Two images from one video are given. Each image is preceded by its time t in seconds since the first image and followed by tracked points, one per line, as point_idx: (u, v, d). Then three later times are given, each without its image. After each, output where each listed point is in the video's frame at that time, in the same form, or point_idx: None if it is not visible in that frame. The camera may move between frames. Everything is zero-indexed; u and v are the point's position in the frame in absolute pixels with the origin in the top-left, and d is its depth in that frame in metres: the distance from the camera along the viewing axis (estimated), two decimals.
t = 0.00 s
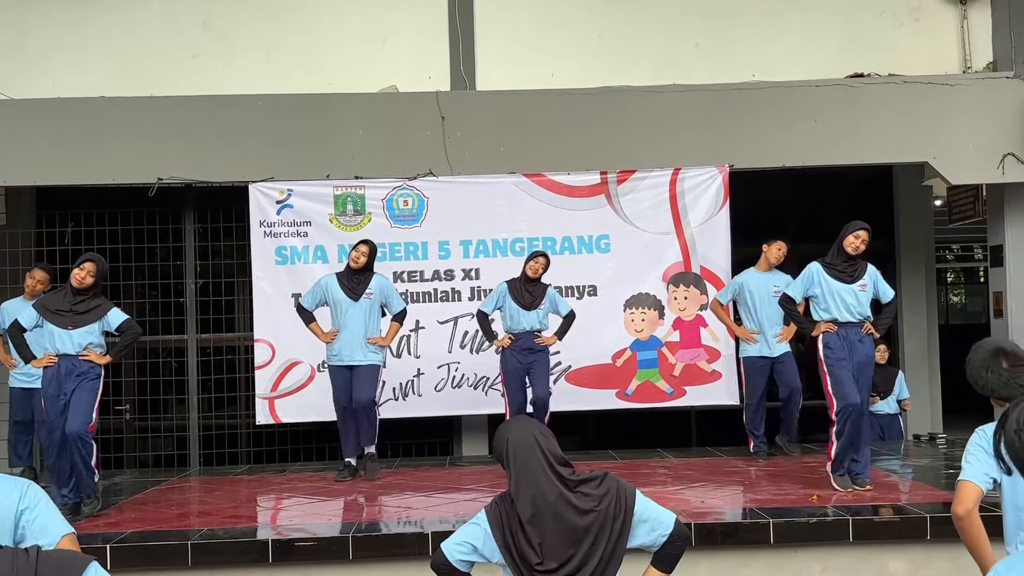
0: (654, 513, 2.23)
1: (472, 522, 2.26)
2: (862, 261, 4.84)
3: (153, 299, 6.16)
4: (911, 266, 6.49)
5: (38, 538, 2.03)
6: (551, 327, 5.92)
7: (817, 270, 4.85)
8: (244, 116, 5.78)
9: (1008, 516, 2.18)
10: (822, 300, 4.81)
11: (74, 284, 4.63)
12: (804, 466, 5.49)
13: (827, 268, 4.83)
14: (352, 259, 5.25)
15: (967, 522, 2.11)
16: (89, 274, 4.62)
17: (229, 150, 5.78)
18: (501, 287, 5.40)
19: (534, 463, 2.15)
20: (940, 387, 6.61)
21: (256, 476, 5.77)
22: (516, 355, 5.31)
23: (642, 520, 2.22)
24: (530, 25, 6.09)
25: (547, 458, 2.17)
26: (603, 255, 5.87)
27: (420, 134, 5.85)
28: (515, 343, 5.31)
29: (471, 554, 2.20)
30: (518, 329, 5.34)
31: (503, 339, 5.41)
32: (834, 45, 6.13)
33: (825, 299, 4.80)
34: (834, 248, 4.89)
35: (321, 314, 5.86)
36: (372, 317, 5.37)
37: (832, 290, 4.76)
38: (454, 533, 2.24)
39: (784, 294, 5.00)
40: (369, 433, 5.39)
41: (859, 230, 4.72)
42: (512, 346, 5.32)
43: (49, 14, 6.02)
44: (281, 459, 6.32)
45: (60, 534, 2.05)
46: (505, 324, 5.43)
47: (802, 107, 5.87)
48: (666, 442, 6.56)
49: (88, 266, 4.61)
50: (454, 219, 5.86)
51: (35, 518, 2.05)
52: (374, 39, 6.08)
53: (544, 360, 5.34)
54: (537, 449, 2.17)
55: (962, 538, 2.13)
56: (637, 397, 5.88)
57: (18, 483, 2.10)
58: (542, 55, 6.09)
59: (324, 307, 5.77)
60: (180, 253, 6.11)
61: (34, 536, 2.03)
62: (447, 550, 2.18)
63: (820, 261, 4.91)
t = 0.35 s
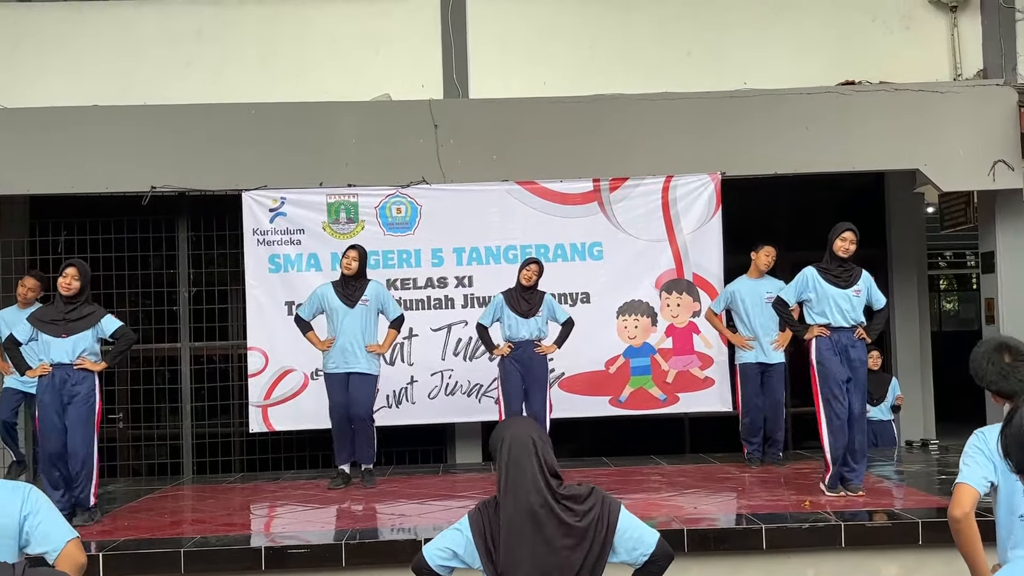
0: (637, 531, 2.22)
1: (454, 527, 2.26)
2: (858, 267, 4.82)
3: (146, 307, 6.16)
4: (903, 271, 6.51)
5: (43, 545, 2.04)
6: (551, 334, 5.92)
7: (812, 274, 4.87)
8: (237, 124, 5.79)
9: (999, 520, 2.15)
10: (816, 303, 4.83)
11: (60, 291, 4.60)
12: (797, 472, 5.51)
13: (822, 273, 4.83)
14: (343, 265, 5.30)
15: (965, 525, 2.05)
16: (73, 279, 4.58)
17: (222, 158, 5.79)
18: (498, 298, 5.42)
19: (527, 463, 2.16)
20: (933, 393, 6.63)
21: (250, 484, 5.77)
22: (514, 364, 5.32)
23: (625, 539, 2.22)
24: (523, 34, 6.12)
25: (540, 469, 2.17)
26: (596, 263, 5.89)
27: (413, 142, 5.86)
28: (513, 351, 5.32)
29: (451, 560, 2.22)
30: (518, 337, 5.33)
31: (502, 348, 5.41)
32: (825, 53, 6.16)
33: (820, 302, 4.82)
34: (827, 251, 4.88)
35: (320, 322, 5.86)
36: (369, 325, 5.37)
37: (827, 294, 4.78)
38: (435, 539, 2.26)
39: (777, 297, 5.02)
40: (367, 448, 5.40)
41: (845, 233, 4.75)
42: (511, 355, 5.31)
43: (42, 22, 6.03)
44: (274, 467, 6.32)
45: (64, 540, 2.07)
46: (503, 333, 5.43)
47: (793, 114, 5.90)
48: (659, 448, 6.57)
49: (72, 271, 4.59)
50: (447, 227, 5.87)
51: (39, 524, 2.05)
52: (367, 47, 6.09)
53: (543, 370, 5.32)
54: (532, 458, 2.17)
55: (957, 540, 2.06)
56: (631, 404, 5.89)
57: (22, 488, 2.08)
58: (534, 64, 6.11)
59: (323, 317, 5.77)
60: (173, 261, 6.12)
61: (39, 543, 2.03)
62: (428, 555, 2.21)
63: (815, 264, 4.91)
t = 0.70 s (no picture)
0: (620, 534, 2.22)
1: (437, 535, 2.23)
2: (848, 278, 4.83)
3: (140, 319, 6.16)
4: (896, 281, 6.53)
5: (51, 555, 2.03)
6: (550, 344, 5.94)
7: (805, 284, 4.85)
8: (231, 137, 5.80)
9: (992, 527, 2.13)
10: (807, 312, 4.82)
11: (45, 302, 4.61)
12: (791, 483, 5.51)
13: (814, 283, 4.83)
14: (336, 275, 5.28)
15: (954, 529, 2.04)
16: (55, 287, 4.58)
17: (216, 170, 5.80)
18: (495, 308, 5.42)
19: (531, 471, 2.14)
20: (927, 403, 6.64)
21: (243, 496, 5.75)
22: (511, 372, 5.29)
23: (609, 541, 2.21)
24: (516, 46, 6.14)
25: (528, 479, 2.15)
26: (590, 274, 5.90)
27: (407, 154, 5.87)
28: (510, 360, 5.30)
29: (435, 568, 2.18)
30: (516, 347, 5.33)
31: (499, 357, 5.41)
32: (817, 65, 6.19)
33: (812, 312, 4.81)
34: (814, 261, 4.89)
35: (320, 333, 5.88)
36: (366, 336, 5.36)
37: (819, 305, 4.78)
38: (418, 547, 2.22)
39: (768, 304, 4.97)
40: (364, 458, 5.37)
41: (823, 243, 4.76)
42: (508, 364, 5.30)
43: (36, 36, 6.04)
44: (268, 479, 6.30)
45: (74, 549, 2.06)
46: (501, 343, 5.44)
47: (786, 125, 5.92)
48: (654, 459, 6.57)
49: (53, 279, 4.58)
50: (440, 238, 5.88)
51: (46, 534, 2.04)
52: (360, 59, 6.11)
53: (542, 379, 5.33)
54: (521, 467, 2.14)
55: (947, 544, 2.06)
56: (625, 415, 5.89)
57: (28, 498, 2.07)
58: (527, 76, 6.13)
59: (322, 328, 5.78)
60: (166, 273, 6.12)
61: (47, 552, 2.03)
62: (411, 564, 2.17)
63: (807, 273, 4.90)
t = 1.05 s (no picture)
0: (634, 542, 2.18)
1: (452, 541, 2.19)
2: (849, 291, 4.82)
3: (137, 331, 6.16)
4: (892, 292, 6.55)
5: (26, 565, 2.10)
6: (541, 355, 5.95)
7: (804, 297, 4.88)
8: (229, 149, 5.82)
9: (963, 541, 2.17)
10: (806, 325, 4.83)
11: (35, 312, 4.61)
12: (789, 494, 5.50)
13: (814, 296, 4.84)
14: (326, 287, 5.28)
15: (924, 545, 2.10)
16: (45, 298, 4.59)
17: (213, 182, 5.81)
18: (484, 320, 5.42)
19: (542, 477, 2.15)
20: (924, 413, 6.65)
21: (240, 508, 5.74)
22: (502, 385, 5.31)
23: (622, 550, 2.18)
24: (514, 58, 6.16)
25: (542, 486, 2.16)
26: (587, 285, 5.90)
27: (404, 166, 5.88)
28: (500, 372, 5.31)
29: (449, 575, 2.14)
30: (505, 358, 5.33)
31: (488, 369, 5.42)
32: (813, 77, 6.21)
33: (810, 326, 4.83)
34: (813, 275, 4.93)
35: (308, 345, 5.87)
36: (357, 348, 5.36)
37: (818, 318, 4.79)
38: (432, 553, 2.18)
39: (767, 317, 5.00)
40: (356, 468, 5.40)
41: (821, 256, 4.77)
42: (497, 377, 5.30)
43: (34, 48, 6.06)
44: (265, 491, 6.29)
45: (47, 559, 2.13)
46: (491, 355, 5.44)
47: (782, 137, 5.94)
48: (651, 471, 6.56)
49: (42, 291, 4.59)
50: (437, 250, 5.88)
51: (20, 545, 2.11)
52: (358, 71, 6.13)
53: (530, 390, 5.31)
54: (535, 473, 2.15)
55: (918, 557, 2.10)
56: (622, 426, 5.88)
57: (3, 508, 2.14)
58: (524, 88, 6.15)
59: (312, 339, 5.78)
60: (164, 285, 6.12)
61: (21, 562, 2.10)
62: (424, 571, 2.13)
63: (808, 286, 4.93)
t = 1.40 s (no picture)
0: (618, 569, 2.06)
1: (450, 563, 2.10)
2: (845, 303, 4.81)
3: (136, 342, 6.17)
4: (891, 304, 6.55)
5: None
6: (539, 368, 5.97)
7: (800, 309, 4.88)
8: (228, 160, 5.83)
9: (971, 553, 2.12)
10: (802, 338, 4.83)
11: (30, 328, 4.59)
12: (787, 505, 5.50)
13: (810, 308, 4.85)
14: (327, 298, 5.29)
15: (932, 561, 2.02)
16: (40, 314, 4.58)
17: (213, 193, 5.82)
18: (484, 333, 5.42)
19: (534, 492, 2.07)
20: (922, 424, 6.64)
21: (238, 519, 5.74)
22: (501, 397, 5.31)
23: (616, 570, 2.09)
24: (512, 70, 6.18)
25: (535, 501, 2.08)
26: (585, 296, 5.91)
27: (403, 177, 5.89)
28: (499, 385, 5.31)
29: None
30: (504, 369, 5.32)
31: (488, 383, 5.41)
32: (811, 89, 6.23)
33: (806, 338, 4.82)
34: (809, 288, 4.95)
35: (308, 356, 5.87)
36: (357, 360, 5.35)
37: (813, 330, 4.79)
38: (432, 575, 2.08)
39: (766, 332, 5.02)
40: (355, 481, 5.37)
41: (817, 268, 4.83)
42: (496, 390, 5.32)
43: (34, 60, 6.08)
44: (263, 502, 6.29)
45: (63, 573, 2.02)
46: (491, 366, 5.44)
47: (780, 148, 5.95)
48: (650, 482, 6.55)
49: (38, 306, 4.59)
50: (436, 261, 5.89)
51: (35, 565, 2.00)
52: (357, 83, 6.14)
53: (529, 404, 5.31)
54: (527, 488, 2.07)
55: None
56: (621, 437, 5.88)
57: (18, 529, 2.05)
58: (523, 99, 6.17)
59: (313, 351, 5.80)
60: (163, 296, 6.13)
61: None
62: None
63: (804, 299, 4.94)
